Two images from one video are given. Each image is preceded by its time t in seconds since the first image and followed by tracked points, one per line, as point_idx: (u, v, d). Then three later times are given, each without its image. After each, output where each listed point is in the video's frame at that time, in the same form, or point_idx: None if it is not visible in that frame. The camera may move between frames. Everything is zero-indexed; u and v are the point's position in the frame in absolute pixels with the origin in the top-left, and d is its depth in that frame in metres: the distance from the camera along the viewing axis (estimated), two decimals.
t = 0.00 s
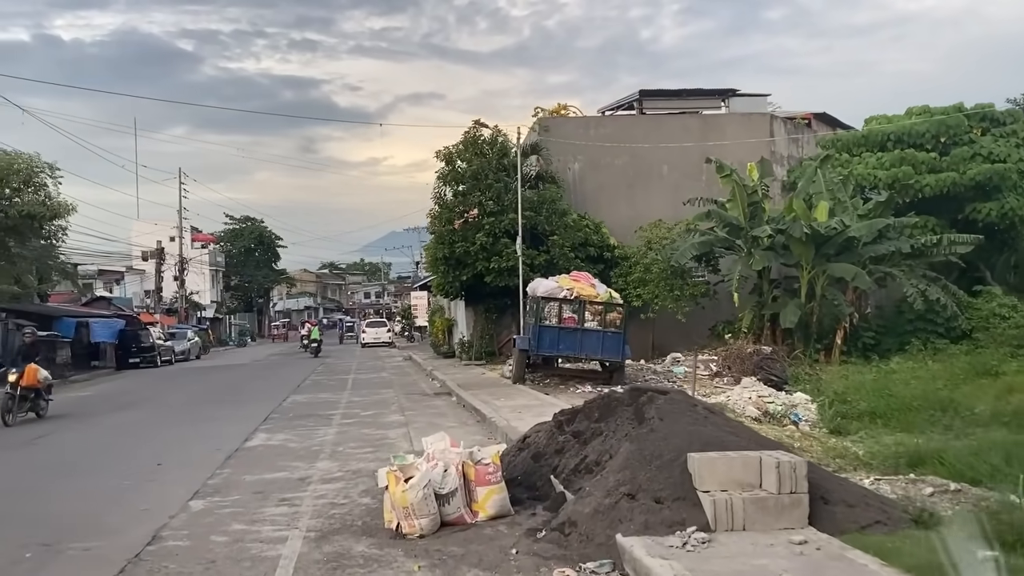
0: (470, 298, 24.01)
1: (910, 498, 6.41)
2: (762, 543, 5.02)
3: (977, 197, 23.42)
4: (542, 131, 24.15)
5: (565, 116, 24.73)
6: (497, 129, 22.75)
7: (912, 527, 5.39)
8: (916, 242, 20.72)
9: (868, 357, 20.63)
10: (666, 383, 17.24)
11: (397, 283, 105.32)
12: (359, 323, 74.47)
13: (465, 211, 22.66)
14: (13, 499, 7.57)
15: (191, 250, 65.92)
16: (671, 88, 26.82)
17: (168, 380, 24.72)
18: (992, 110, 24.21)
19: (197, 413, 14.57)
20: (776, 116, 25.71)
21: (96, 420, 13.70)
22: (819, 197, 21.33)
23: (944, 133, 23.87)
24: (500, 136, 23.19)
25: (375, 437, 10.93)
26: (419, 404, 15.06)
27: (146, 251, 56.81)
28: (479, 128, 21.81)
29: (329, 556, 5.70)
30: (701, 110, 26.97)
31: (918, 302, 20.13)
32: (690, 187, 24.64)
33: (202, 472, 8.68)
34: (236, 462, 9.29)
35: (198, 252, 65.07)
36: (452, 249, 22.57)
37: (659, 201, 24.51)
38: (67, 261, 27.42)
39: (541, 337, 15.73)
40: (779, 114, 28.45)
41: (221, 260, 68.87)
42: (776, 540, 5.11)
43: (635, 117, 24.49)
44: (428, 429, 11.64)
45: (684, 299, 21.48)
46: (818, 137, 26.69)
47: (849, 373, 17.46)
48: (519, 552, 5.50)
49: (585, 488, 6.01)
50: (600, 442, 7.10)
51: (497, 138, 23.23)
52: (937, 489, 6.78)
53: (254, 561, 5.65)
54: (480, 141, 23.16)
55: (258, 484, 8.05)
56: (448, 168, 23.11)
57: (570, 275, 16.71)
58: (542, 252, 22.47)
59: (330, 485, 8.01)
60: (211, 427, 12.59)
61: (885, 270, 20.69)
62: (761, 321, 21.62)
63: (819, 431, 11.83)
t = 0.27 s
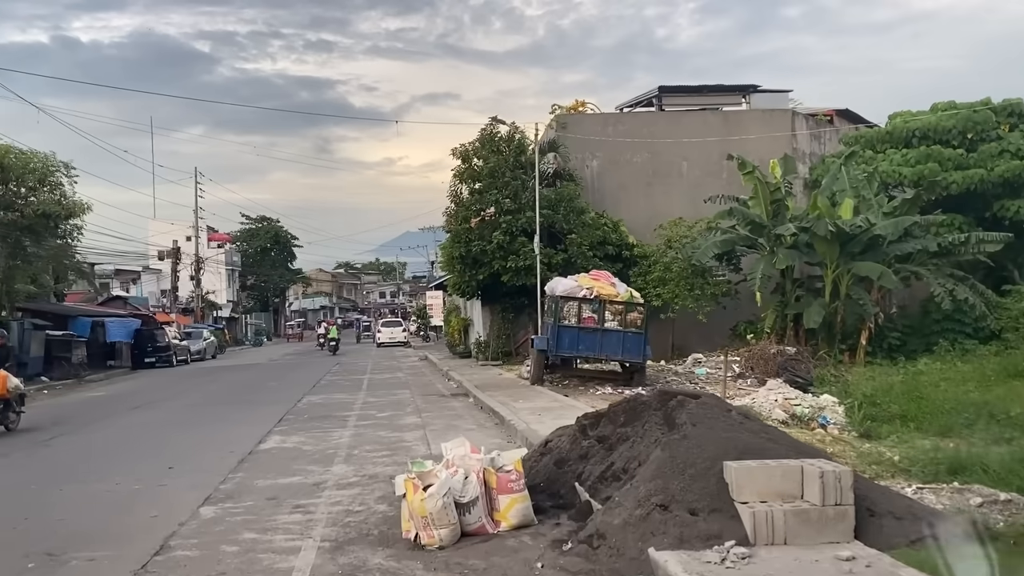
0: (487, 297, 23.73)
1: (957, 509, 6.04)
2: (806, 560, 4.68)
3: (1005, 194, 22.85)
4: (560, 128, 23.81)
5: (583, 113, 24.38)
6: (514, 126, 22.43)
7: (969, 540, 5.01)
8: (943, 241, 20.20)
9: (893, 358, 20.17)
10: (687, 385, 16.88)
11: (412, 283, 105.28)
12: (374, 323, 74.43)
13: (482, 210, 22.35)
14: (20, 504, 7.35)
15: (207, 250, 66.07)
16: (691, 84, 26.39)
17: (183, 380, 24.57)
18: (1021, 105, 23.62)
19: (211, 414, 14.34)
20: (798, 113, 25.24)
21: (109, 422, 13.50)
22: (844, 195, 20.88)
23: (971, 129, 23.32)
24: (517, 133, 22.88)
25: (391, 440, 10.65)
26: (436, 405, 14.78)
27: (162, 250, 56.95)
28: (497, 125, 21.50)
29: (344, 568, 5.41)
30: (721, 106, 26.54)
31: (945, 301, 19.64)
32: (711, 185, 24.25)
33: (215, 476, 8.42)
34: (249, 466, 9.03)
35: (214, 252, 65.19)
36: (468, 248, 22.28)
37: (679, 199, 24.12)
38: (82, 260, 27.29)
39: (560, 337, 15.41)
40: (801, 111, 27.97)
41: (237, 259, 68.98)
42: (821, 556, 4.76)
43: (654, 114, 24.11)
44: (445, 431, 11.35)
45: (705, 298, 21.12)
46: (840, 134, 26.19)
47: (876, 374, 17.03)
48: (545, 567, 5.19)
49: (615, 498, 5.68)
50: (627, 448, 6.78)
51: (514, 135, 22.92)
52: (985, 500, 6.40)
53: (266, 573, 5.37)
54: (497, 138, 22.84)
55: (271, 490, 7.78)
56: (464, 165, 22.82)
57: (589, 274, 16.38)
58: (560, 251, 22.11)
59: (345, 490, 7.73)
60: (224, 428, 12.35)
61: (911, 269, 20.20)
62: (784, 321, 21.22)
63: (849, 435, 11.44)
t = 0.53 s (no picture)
0: (505, 297, 23.42)
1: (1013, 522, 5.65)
2: None
3: None
4: (579, 125, 23.46)
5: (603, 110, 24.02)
6: (533, 123, 22.11)
7: (974, 553, 4.75)
8: (973, 239, 19.67)
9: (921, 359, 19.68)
10: (711, 386, 16.51)
11: (428, 283, 105.24)
12: (391, 322, 74.35)
13: (500, 208, 22.03)
14: (27, 509, 7.11)
15: (224, 250, 66.18)
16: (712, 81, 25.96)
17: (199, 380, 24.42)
18: None
19: (226, 416, 14.12)
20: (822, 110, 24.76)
21: (123, 423, 13.29)
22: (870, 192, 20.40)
23: (1001, 125, 22.74)
24: (536, 130, 22.55)
25: (409, 443, 10.37)
26: (454, 407, 14.48)
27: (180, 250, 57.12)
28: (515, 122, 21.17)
29: None
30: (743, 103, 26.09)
31: (975, 301, 19.12)
32: (732, 182, 23.82)
33: (228, 481, 8.16)
34: (263, 470, 8.76)
35: (232, 251, 65.30)
36: (486, 247, 21.97)
37: (700, 197, 23.71)
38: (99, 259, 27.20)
39: (580, 338, 15.05)
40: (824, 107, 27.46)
41: (255, 259, 69.09)
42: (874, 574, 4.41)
43: (675, 111, 23.72)
44: (464, 434, 11.05)
45: (728, 298, 20.74)
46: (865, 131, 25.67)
47: (905, 376, 16.61)
48: None
49: (647, 508, 5.36)
50: (658, 455, 6.45)
51: (533, 132, 22.59)
52: None
53: None
54: (515, 135, 22.51)
55: (285, 496, 7.50)
56: (482, 163, 22.51)
57: (610, 273, 16.04)
58: (579, 250, 21.76)
59: (362, 496, 7.44)
60: (239, 430, 12.12)
61: (940, 268, 19.69)
62: (809, 322, 20.80)
63: (882, 440, 11.03)
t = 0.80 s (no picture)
0: (522, 297, 23.14)
1: None
2: None
3: None
4: (598, 122, 23.14)
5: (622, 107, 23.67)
6: (551, 120, 21.80)
7: None
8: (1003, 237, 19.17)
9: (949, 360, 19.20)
10: (734, 388, 16.16)
11: (444, 282, 105.17)
12: (407, 322, 74.28)
13: (518, 207, 21.73)
14: (33, 514, 6.89)
15: (240, 249, 66.30)
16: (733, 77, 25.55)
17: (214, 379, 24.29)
18: None
19: (240, 417, 13.91)
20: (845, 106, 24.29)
21: (137, 424, 13.12)
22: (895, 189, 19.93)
23: None
24: (554, 128, 22.24)
25: (426, 446, 10.10)
26: (471, 408, 14.21)
27: (197, 249, 57.27)
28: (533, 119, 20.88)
29: None
30: (765, 99, 25.66)
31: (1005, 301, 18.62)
32: (754, 179, 23.41)
33: (241, 486, 7.92)
34: (277, 473, 8.52)
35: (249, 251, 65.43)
36: (504, 246, 21.67)
37: (721, 195, 23.33)
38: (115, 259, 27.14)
39: (601, 338, 14.76)
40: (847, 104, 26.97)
41: (272, 259, 69.20)
42: None
43: (696, 108, 23.34)
44: (482, 436, 10.77)
45: (750, 297, 20.35)
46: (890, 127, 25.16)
47: (934, 377, 16.19)
48: None
49: (679, 520, 5.07)
50: (688, 462, 6.15)
51: (551, 129, 22.29)
52: None
53: None
54: (532, 132, 22.22)
55: (299, 502, 7.24)
56: (500, 161, 22.22)
57: (630, 272, 15.73)
58: (597, 249, 21.43)
59: (378, 502, 7.17)
60: (253, 432, 11.90)
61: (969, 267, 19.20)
62: (833, 322, 20.38)
63: (915, 444, 10.64)
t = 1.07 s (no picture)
0: (539, 296, 22.90)
1: None
2: None
3: None
4: (616, 119, 22.87)
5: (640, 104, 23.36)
6: (569, 117, 21.53)
7: None
8: None
9: (976, 361, 18.76)
10: (757, 390, 15.85)
11: (460, 281, 105.12)
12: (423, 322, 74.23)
13: (535, 205, 21.48)
14: (42, 518, 6.72)
15: (257, 249, 66.44)
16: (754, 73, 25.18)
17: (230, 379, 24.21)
18: None
19: (255, 418, 13.76)
20: (868, 103, 23.85)
21: (153, 424, 12.98)
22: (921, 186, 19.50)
23: None
24: (572, 125, 21.96)
25: (445, 448, 9.89)
26: (489, 409, 14.00)
27: (214, 249, 57.43)
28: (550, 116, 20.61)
29: None
30: (786, 96, 25.28)
31: None
32: (775, 177, 23.05)
33: (254, 489, 7.73)
34: (292, 477, 8.32)
35: (265, 251, 65.57)
36: (521, 245, 21.44)
37: (742, 193, 22.98)
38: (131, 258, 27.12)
39: (621, 338, 14.52)
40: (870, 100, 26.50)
41: (288, 258, 69.35)
42: None
43: (716, 105, 23.00)
44: (501, 438, 10.56)
45: (772, 297, 20.02)
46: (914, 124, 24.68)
47: (963, 379, 15.79)
48: None
49: (712, 531, 4.81)
50: (718, 468, 5.88)
51: (569, 127, 22.01)
52: None
53: None
54: (550, 130, 21.95)
55: (314, 506, 7.04)
56: (517, 159, 21.97)
57: (651, 271, 15.45)
58: (616, 248, 21.14)
59: (396, 507, 6.96)
60: (268, 433, 11.73)
61: (997, 266, 18.75)
62: (857, 322, 20.02)
63: (948, 449, 10.31)
